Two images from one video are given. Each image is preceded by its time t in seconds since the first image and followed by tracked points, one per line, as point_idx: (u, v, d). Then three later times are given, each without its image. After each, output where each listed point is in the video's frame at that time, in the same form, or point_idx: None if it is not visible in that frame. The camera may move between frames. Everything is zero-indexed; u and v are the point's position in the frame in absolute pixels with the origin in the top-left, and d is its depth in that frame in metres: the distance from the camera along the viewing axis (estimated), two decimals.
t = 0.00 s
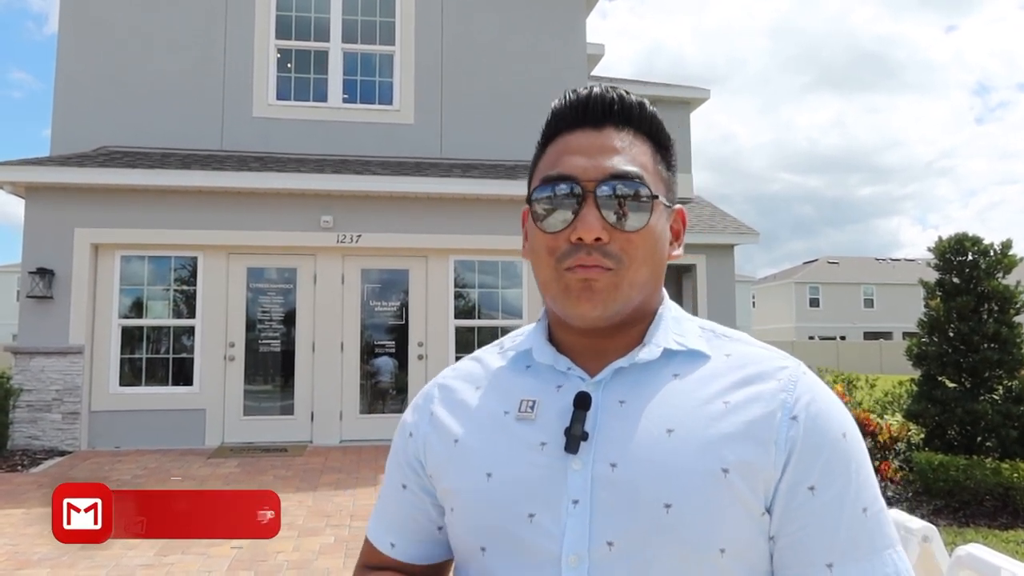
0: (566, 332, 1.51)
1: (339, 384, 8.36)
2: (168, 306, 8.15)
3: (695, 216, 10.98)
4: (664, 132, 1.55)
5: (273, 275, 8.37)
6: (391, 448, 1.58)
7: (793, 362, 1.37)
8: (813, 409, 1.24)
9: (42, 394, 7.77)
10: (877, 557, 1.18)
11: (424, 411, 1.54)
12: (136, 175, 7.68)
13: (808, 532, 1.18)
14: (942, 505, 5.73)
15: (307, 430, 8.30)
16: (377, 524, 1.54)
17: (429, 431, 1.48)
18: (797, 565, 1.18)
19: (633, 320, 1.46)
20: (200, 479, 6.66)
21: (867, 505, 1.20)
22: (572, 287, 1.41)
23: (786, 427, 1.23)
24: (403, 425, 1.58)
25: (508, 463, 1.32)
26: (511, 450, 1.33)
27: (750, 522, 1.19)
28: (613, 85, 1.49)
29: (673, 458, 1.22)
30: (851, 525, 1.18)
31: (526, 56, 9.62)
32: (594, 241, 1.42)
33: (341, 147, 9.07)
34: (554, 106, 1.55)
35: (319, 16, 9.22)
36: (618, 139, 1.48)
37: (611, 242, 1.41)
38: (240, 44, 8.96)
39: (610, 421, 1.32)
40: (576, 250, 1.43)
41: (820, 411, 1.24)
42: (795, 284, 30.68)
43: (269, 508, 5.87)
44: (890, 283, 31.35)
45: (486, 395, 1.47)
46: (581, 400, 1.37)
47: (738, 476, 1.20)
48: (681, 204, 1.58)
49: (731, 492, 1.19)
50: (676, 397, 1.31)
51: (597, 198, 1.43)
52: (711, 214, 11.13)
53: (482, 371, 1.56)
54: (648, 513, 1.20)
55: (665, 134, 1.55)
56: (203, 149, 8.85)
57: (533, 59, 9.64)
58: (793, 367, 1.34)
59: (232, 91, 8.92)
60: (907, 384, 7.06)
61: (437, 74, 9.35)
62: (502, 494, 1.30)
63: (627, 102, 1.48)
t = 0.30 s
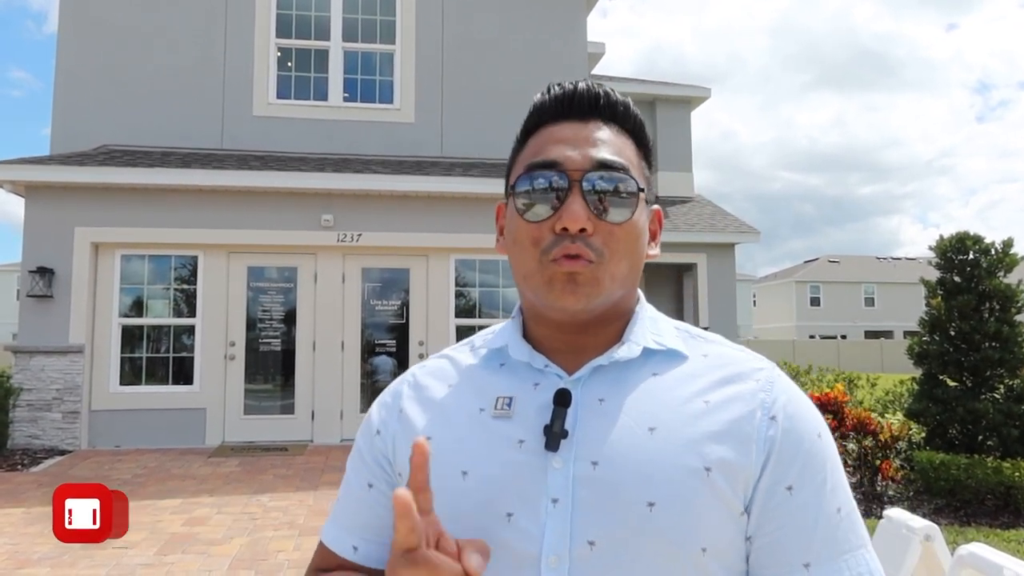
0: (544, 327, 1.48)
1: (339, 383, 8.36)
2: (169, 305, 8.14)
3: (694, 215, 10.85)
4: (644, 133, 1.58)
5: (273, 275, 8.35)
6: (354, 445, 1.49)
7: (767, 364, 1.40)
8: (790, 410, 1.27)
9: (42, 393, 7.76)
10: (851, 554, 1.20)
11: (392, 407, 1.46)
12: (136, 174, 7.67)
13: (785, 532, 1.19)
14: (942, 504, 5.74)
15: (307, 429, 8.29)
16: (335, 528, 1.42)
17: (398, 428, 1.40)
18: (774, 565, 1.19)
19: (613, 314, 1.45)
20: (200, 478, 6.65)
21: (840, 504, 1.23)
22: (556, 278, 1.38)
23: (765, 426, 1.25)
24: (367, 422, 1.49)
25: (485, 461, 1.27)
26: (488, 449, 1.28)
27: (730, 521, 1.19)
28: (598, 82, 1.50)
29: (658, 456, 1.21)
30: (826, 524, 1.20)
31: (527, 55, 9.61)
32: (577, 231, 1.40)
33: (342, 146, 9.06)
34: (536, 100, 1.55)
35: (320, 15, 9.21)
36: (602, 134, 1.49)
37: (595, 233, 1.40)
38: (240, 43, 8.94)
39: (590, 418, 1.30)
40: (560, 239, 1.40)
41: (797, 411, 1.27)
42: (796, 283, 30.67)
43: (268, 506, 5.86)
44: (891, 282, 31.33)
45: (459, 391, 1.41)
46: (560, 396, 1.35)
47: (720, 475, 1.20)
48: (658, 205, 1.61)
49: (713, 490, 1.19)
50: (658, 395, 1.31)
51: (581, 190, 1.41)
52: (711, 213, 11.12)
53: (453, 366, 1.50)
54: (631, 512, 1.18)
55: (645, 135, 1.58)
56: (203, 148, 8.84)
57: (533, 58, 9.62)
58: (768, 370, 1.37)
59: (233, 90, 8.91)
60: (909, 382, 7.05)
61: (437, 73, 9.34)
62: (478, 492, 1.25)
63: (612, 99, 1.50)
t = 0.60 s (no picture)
0: (523, 327, 1.47)
1: (342, 383, 8.37)
2: (172, 304, 8.17)
3: (696, 214, 10.87)
4: (621, 130, 1.59)
5: (276, 274, 8.36)
6: (319, 450, 1.41)
7: (746, 366, 1.45)
8: (773, 411, 1.32)
9: (46, 393, 7.78)
10: (828, 552, 1.26)
11: (362, 411, 1.40)
12: (139, 174, 7.69)
13: (769, 532, 1.24)
14: (945, 503, 5.75)
15: (310, 428, 8.30)
16: (305, 538, 1.38)
17: (370, 432, 1.35)
18: (757, 564, 1.24)
19: (593, 313, 1.46)
20: (203, 477, 6.67)
21: (818, 504, 1.29)
22: (535, 277, 1.39)
23: (750, 427, 1.29)
24: (333, 427, 1.42)
25: (468, 464, 1.24)
26: (473, 451, 1.25)
27: (718, 520, 1.22)
28: (575, 79, 1.50)
29: (650, 457, 1.22)
30: (807, 523, 1.25)
31: (529, 55, 9.62)
32: (557, 230, 1.40)
33: (345, 145, 9.07)
34: (513, 97, 1.54)
35: (323, 14, 9.23)
36: (579, 131, 1.49)
37: (574, 232, 1.40)
38: (243, 43, 8.96)
39: (578, 419, 1.29)
40: (539, 238, 1.40)
41: (779, 413, 1.32)
42: (798, 282, 30.65)
43: (271, 505, 5.88)
44: (894, 282, 31.31)
45: (437, 392, 1.37)
46: (547, 397, 1.33)
47: (710, 475, 1.22)
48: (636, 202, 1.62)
49: (704, 491, 1.21)
50: (645, 396, 1.32)
51: (559, 188, 1.42)
52: (714, 212, 11.12)
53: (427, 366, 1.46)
54: (624, 514, 1.18)
55: (623, 132, 1.59)
56: (206, 148, 8.86)
57: (536, 57, 9.63)
58: (749, 371, 1.41)
59: (236, 90, 8.92)
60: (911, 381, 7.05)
61: (440, 73, 9.35)
62: (462, 497, 1.21)
63: (589, 97, 1.50)
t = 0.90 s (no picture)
0: (523, 328, 1.47)
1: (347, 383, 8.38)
2: (177, 305, 8.19)
3: (701, 215, 10.87)
4: (615, 126, 1.59)
5: (281, 275, 8.38)
6: (315, 449, 1.39)
7: (745, 364, 1.47)
8: (775, 409, 1.35)
9: (52, 394, 7.80)
10: (829, 547, 1.30)
11: (360, 410, 1.38)
12: (144, 175, 7.71)
13: (774, 529, 1.26)
14: (951, 505, 5.74)
15: (314, 429, 8.31)
16: (299, 540, 1.35)
17: (371, 431, 1.33)
18: (763, 561, 1.25)
19: (593, 312, 1.46)
20: (208, 478, 6.68)
21: (818, 501, 1.33)
22: (531, 278, 1.39)
23: (755, 425, 1.31)
24: (330, 426, 1.39)
25: (476, 461, 1.23)
26: (481, 449, 1.24)
27: (726, 518, 1.23)
28: (566, 77, 1.50)
29: (660, 453, 1.22)
30: (810, 519, 1.28)
31: (534, 56, 9.63)
32: (553, 230, 1.40)
33: (350, 147, 9.09)
34: (504, 98, 1.54)
35: (327, 16, 9.24)
36: (571, 129, 1.49)
37: (571, 231, 1.40)
38: (248, 44, 8.97)
39: (586, 416, 1.29)
40: (535, 239, 1.40)
41: (780, 411, 1.35)
42: (803, 283, 30.60)
43: (275, 506, 5.88)
44: (898, 283, 31.24)
45: (439, 391, 1.35)
46: (555, 394, 1.32)
47: (719, 472, 1.23)
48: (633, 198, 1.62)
49: (714, 487, 1.22)
50: (652, 393, 1.32)
51: (554, 188, 1.42)
52: (718, 213, 11.10)
53: (425, 364, 1.44)
54: (637, 511, 1.18)
55: (616, 127, 1.59)
56: (212, 150, 8.88)
57: (540, 58, 9.63)
58: (749, 370, 1.44)
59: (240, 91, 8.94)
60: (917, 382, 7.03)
61: (444, 74, 9.36)
62: (471, 495, 1.20)
63: (580, 94, 1.50)
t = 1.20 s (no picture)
0: (553, 337, 1.48)
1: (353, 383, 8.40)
2: (183, 305, 8.21)
3: (706, 215, 10.85)
4: (640, 134, 1.59)
5: (287, 275, 8.40)
6: (350, 457, 1.35)
7: (772, 377, 1.49)
8: (802, 421, 1.37)
9: (59, 393, 7.84)
10: (851, 555, 1.32)
11: (396, 419, 1.35)
12: (151, 175, 7.75)
13: (802, 537, 1.28)
14: (958, 506, 5.73)
15: (320, 429, 8.33)
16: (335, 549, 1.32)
17: (410, 441, 1.31)
18: (789, 568, 1.27)
19: (622, 321, 1.46)
20: (214, 478, 6.70)
21: (841, 509, 1.35)
22: (559, 290, 1.40)
23: (785, 436, 1.33)
24: (364, 435, 1.36)
25: (518, 473, 1.22)
26: (523, 460, 1.23)
27: (758, 526, 1.24)
28: (590, 89, 1.50)
29: (697, 464, 1.24)
30: (834, 527, 1.31)
31: (539, 55, 9.63)
32: (579, 242, 1.41)
33: (355, 147, 9.10)
34: (529, 111, 1.54)
35: (333, 16, 9.27)
36: (596, 140, 1.49)
37: (597, 242, 1.41)
38: (254, 44, 9.00)
39: (625, 428, 1.29)
40: (562, 251, 1.41)
41: (807, 423, 1.37)
42: (808, 283, 30.52)
43: (281, 506, 5.90)
44: (904, 283, 31.12)
45: (476, 400, 1.34)
46: (594, 406, 1.32)
47: (753, 482, 1.25)
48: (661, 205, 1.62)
49: (748, 497, 1.23)
50: (688, 405, 1.33)
51: (580, 201, 1.42)
52: (723, 213, 11.08)
53: (458, 373, 1.42)
54: (676, 520, 1.19)
55: (642, 135, 1.59)
56: (217, 150, 8.91)
57: (545, 58, 9.64)
58: (777, 382, 1.46)
59: (246, 92, 8.97)
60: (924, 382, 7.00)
61: (449, 74, 9.37)
62: (515, 506, 1.19)
63: (604, 105, 1.50)
